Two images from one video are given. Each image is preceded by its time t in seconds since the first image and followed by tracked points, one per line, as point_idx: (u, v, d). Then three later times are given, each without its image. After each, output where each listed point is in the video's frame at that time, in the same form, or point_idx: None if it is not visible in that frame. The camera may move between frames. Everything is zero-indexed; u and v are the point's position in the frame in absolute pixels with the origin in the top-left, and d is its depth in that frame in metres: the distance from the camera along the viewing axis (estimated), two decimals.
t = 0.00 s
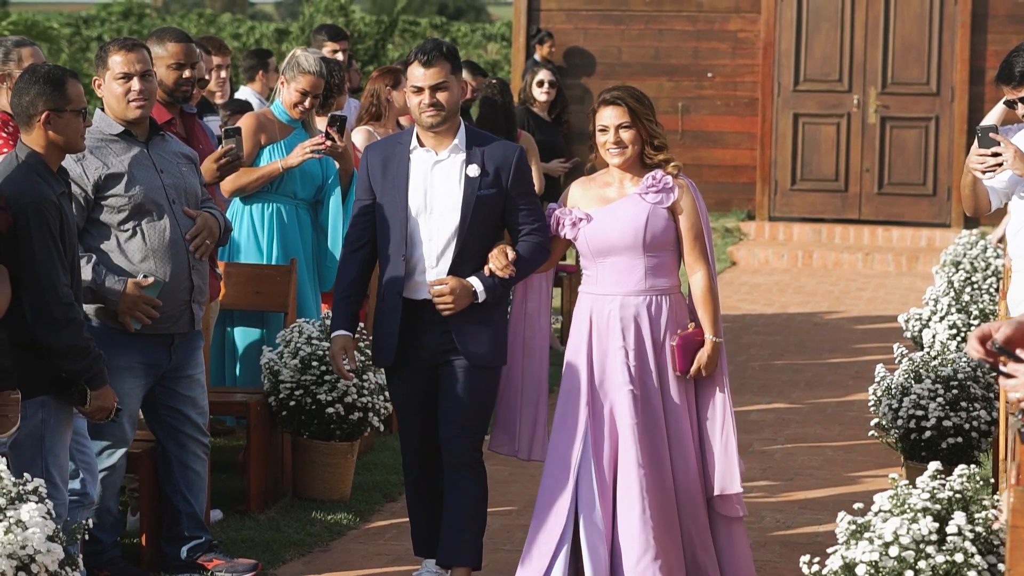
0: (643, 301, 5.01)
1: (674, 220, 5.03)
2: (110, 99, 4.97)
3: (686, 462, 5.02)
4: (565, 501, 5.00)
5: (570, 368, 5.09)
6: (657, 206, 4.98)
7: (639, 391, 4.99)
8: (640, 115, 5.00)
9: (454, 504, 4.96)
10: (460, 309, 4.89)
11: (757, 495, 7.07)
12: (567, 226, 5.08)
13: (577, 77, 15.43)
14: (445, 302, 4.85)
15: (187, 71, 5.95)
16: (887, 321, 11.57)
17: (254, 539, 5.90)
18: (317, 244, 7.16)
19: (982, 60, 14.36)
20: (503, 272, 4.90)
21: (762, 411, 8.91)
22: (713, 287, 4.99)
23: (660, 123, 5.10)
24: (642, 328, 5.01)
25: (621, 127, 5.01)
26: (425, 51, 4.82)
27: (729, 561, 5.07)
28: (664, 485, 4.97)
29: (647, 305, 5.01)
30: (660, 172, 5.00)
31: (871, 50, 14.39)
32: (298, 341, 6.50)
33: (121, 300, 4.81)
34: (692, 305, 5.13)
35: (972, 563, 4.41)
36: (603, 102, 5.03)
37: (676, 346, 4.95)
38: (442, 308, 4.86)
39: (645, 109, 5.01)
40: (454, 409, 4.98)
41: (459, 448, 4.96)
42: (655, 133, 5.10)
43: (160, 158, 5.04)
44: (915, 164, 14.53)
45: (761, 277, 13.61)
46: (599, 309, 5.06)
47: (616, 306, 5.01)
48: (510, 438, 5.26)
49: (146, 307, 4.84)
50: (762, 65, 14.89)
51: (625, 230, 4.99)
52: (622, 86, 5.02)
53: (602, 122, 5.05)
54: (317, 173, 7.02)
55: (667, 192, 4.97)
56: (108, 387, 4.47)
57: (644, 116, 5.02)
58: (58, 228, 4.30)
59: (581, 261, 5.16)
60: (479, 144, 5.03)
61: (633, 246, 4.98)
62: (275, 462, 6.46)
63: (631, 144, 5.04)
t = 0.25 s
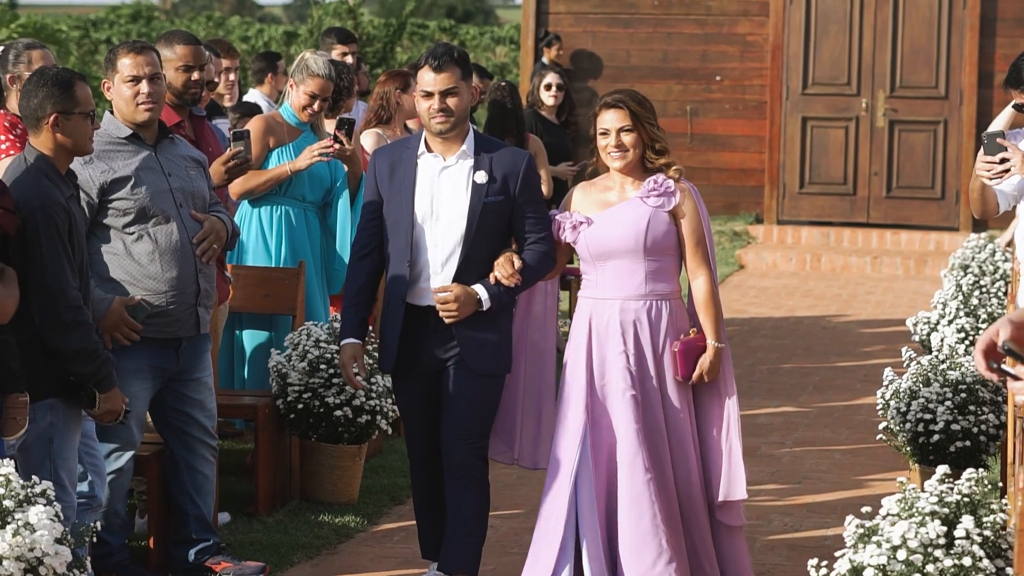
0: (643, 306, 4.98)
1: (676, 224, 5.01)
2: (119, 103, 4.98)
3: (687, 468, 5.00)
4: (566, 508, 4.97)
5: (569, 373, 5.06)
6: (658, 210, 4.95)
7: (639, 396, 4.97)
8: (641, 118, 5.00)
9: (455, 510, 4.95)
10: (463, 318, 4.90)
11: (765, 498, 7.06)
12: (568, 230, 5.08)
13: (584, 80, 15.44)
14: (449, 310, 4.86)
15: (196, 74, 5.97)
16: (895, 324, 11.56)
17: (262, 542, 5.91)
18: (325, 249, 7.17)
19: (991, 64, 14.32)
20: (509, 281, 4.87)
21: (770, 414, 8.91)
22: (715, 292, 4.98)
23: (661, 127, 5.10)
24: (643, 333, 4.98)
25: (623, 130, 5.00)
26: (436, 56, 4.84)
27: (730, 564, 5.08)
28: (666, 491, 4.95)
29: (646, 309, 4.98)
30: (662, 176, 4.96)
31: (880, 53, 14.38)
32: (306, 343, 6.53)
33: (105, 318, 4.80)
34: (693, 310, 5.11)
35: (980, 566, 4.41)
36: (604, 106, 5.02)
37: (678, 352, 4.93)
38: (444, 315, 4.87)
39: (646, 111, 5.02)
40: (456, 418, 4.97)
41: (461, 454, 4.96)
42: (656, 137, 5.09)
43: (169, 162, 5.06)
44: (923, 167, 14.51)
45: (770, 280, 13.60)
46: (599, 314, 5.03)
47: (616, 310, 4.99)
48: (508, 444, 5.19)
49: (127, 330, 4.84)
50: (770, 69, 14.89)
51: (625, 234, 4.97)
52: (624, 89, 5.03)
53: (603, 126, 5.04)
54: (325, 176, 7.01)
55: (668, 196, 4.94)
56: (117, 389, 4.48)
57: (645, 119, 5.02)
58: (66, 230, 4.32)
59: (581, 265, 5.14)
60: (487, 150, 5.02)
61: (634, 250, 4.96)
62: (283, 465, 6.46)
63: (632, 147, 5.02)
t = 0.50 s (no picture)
0: (642, 307, 4.94)
1: (676, 224, 4.97)
2: (126, 106, 4.98)
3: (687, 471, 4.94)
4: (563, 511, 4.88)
5: (566, 375, 5.01)
6: (659, 210, 4.91)
7: (637, 398, 4.93)
8: (642, 118, 4.96)
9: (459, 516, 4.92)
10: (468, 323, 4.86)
11: (772, 501, 7.06)
12: (566, 229, 5.04)
13: (591, 83, 15.44)
14: (453, 313, 4.82)
15: (205, 76, 5.99)
16: (902, 328, 11.54)
17: (268, 544, 5.92)
18: (332, 251, 7.18)
19: (999, 67, 14.28)
20: (516, 287, 4.86)
21: (777, 418, 8.91)
22: (716, 294, 4.96)
23: (663, 127, 5.04)
24: (640, 333, 4.94)
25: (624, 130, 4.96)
26: (449, 59, 4.84)
27: (727, 571, 5.02)
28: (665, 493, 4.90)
29: (645, 310, 4.94)
30: (663, 176, 4.93)
31: (887, 56, 14.37)
32: (313, 345, 6.53)
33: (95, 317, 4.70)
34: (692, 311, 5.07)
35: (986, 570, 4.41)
36: (606, 105, 4.98)
37: (680, 353, 4.88)
38: (449, 320, 4.84)
39: (647, 112, 4.98)
40: (459, 424, 4.95)
41: (465, 463, 4.92)
42: (657, 137, 5.04)
43: (176, 165, 5.07)
44: (930, 171, 14.49)
45: (777, 283, 13.60)
46: (597, 314, 4.99)
47: (614, 310, 4.94)
48: (509, 446, 5.21)
49: (118, 331, 4.74)
50: (777, 72, 14.88)
51: (625, 234, 4.93)
52: (624, 89, 4.99)
53: (604, 125, 5.00)
54: (333, 179, 7.03)
55: (669, 196, 4.90)
56: (123, 391, 4.49)
57: (646, 119, 4.97)
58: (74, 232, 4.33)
59: (581, 266, 5.10)
60: (495, 153, 5.00)
61: (633, 250, 4.92)
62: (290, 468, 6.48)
63: (633, 147, 4.98)
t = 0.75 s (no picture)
0: (642, 311, 4.92)
1: (678, 229, 4.95)
2: (134, 108, 4.99)
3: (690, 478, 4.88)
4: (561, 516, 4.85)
5: (566, 379, 4.98)
6: (660, 214, 4.90)
7: (636, 403, 4.90)
8: (645, 120, 4.93)
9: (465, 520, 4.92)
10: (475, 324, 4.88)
11: (779, 505, 7.06)
12: (567, 233, 5.01)
13: (597, 85, 15.44)
14: (458, 315, 4.84)
15: (215, 78, 6.00)
16: (910, 332, 11.53)
17: (275, 546, 5.93)
18: (340, 255, 7.15)
19: (1006, 70, 14.26)
20: (522, 289, 4.86)
21: (783, 421, 8.90)
22: (718, 299, 4.91)
23: (666, 130, 5.01)
24: (640, 338, 4.91)
25: (626, 131, 4.94)
26: (461, 59, 4.84)
27: None
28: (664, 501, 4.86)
29: (644, 315, 4.92)
30: (664, 180, 4.92)
31: (895, 60, 14.36)
32: (319, 348, 6.49)
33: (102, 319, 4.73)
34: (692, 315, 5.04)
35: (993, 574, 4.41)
36: (609, 106, 4.96)
37: (681, 359, 4.83)
38: (454, 320, 4.85)
39: (650, 114, 4.95)
40: (464, 429, 4.94)
41: (472, 468, 4.92)
42: (661, 139, 5.01)
43: (181, 168, 5.08)
44: (938, 174, 14.47)
45: (784, 287, 13.58)
46: (597, 319, 4.96)
47: (613, 314, 4.92)
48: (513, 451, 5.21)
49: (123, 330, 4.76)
50: (785, 75, 14.87)
51: (625, 238, 4.90)
52: (628, 91, 4.97)
53: (606, 127, 4.98)
54: (340, 181, 7.04)
55: (670, 201, 4.89)
56: (130, 393, 4.51)
57: (649, 121, 4.95)
58: (81, 234, 4.34)
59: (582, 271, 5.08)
60: (505, 154, 4.99)
61: (634, 254, 4.89)
62: (297, 470, 6.49)
63: (635, 149, 4.96)
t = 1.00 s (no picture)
0: (643, 314, 4.90)
1: (680, 231, 4.94)
2: (140, 111, 5.00)
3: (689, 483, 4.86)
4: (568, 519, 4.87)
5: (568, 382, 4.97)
6: (663, 216, 4.90)
7: (637, 407, 4.89)
8: (649, 121, 4.93)
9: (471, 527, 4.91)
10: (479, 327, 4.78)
11: (784, 509, 7.06)
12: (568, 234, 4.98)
13: (603, 88, 15.44)
14: (463, 317, 4.75)
15: (224, 81, 6.00)
16: (916, 335, 11.52)
17: (281, 550, 5.94)
18: (347, 258, 7.17)
19: (1013, 74, 14.25)
20: (529, 293, 4.79)
21: (790, 425, 8.89)
22: (719, 302, 4.90)
23: (669, 132, 5.01)
24: (641, 341, 4.90)
25: (629, 133, 4.94)
26: (471, 61, 4.80)
27: None
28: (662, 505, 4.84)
29: (645, 318, 4.91)
30: (667, 183, 4.93)
31: (902, 64, 14.35)
32: (325, 351, 6.51)
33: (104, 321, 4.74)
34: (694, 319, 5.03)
35: None
36: (612, 107, 4.96)
37: (680, 362, 4.82)
38: (458, 323, 4.77)
39: (654, 115, 4.94)
40: (472, 435, 4.90)
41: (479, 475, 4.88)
42: (664, 141, 5.00)
43: (185, 171, 5.08)
44: (944, 178, 14.47)
45: (790, 290, 13.58)
46: (598, 321, 4.95)
47: (615, 316, 4.91)
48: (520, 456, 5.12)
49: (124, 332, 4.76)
50: (792, 78, 14.87)
51: (627, 240, 4.89)
52: (632, 92, 4.96)
53: (609, 128, 4.98)
54: (347, 185, 7.05)
55: (673, 204, 4.90)
56: (136, 397, 4.53)
57: (653, 122, 4.94)
58: (86, 238, 4.35)
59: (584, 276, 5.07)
60: (513, 157, 4.94)
61: (636, 257, 4.89)
62: (303, 474, 6.51)
63: (639, 151, 4.96)
